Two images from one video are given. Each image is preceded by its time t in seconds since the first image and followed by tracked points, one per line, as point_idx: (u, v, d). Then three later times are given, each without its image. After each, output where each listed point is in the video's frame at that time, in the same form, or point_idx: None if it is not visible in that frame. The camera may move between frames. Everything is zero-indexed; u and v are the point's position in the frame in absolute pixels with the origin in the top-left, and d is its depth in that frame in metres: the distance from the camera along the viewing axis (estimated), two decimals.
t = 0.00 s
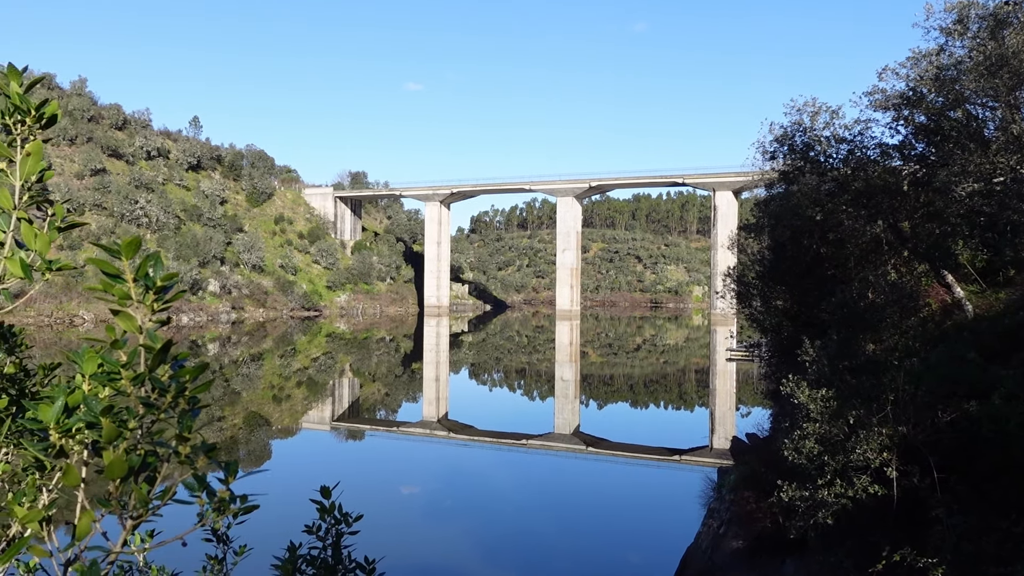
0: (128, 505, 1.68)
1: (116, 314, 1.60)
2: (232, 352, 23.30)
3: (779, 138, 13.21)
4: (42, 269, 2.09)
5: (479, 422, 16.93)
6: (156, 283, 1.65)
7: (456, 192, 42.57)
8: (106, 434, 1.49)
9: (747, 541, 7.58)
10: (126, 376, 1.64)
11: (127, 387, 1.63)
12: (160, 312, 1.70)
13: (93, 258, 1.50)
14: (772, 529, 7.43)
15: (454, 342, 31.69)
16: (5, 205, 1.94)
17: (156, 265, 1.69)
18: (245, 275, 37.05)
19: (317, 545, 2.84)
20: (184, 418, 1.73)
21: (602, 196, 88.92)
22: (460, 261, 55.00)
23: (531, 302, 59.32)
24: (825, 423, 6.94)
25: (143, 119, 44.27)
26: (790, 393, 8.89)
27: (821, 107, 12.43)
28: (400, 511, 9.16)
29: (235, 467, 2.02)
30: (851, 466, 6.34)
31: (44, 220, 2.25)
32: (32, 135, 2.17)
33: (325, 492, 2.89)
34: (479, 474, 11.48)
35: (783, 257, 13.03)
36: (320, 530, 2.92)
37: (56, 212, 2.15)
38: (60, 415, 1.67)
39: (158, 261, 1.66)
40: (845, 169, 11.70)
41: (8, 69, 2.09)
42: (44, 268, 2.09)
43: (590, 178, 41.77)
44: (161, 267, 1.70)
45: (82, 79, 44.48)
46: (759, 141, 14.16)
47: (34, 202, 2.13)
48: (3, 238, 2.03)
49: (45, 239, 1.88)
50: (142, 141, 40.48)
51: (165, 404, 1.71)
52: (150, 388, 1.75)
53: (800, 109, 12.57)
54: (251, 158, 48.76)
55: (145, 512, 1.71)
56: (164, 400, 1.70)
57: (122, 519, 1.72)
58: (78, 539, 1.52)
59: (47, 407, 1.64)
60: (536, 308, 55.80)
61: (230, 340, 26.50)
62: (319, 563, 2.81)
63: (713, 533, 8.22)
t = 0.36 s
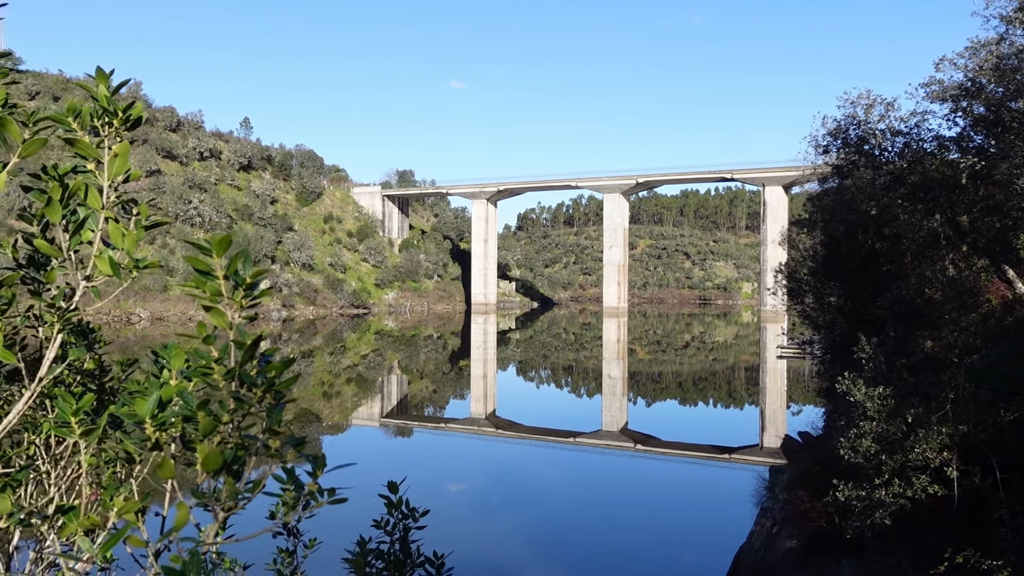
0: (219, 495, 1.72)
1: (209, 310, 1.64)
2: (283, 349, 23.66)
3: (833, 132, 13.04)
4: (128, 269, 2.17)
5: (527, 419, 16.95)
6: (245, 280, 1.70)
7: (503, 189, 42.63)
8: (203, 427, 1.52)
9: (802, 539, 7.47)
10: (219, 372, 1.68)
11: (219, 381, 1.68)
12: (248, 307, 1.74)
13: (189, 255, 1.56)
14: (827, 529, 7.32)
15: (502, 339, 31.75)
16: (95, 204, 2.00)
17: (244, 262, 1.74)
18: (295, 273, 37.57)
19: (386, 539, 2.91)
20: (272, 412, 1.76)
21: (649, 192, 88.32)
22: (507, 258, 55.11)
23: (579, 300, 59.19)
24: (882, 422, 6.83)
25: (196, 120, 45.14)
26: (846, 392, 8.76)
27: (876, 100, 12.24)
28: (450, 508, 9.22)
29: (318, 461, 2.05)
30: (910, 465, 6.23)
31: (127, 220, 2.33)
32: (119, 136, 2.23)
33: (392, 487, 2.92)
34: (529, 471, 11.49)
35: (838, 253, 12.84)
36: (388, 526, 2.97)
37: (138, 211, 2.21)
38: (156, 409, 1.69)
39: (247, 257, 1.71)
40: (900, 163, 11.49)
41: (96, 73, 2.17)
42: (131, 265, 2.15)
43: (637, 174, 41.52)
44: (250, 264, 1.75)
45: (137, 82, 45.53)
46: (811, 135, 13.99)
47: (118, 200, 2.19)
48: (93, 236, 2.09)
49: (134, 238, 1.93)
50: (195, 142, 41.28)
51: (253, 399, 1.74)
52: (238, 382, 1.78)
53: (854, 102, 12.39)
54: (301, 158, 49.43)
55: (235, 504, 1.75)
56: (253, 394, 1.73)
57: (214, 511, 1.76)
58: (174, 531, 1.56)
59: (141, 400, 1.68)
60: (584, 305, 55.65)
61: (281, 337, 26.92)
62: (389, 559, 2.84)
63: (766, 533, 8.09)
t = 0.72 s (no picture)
0: (339, 485, 1.76)
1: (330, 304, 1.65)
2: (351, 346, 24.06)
3: (907, 121, 12.73)
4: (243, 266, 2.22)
5: (592, 417, 16.84)
6: (364, 274, 1.72)
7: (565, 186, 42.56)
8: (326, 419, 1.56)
9: (879, 540, 7.29)
10: (339, 365, 1.73)
11: (340, 375, 1.72)
12: (367, 301, 1.76)
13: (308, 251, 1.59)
14: (907, 530, 7.12)
15: (566, 336, 31.69)
16: (210, 205, 2.05)
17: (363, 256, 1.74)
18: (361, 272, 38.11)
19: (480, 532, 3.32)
20: (390, 405, 1.79)
21: (714, 187, 87.18)
22: (570, 255, 55.00)
23: (642, 296, 58.73)
24: (963, 420, 6.61)
25: (264, 124, 46.18)
26: (925, 388, 8.49)
27: (953, 88, 11.90)
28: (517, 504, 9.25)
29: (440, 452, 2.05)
30: (993, 465, 6.01)
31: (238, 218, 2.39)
32: (231, 137, 2.28)
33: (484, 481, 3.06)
34: (597, 468, 11.44)
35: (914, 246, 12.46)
36: (479, 518, 3.37)
37: (252, 211, 2.26)
38: (278, 402, 1.78)
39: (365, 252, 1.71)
40: (980, 151, 11.10)
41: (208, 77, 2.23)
42: (243, 262, 2.19)
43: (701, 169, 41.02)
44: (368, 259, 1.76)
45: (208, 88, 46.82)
46: (884, 126, 13.67)
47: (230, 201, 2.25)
48: (207, 235, 2.14)
49: (247, 236, 1.95)
50: (263, 145, 42.24)
51: (373, 390, 1.78)
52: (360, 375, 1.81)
53: (929, 91, 12.06)
54: (366, 158, 50.16)
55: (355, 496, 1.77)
56: (373, 386, 1.78)
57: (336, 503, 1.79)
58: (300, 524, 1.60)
59: (265, 394, 1.76)
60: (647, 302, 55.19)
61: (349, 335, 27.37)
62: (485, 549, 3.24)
63: (842, 533, 7.89)
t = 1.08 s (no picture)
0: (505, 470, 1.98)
1: (501, 297, 2.03)
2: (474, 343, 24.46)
3: None
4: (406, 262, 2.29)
5: (716, 416, 16.50)
6: (531, 269, 2.07)
7: (686, 181, 41.91)
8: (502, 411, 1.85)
9: None
10: (514, 356, 2.09)
11: (513, 363, 2.10)
12: (532, 293, 2.11)
13: (487, 244, 1.93)
14: None
15: (688, 334, 31.20)
16: (374, 202, 2.14)
17: (532, 252, 2.09)
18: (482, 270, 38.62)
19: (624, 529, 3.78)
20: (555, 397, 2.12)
21: (843, 180, 83.95)
22: (691, 252, 54.10)
23: (767, 293, 57.14)
24: None
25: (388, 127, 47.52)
26: None
27: None
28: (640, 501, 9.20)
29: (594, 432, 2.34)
30: None
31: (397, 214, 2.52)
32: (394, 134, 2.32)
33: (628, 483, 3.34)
34: (722, 467, 11.23)
35: None
36: (625, 516, 3.83)
37: (411, 207, 2.35)
38: (450, 394, 1.99)
39: (534, 249, 2.06)
40: None
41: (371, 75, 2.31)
42: (408, 258, 2.24)
43: (828, 161, 39.58)
44: (536, 254, 2.09)
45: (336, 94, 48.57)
46: None
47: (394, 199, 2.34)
48: (374, 233, 2.19)
49: (409, 232, 2.09)
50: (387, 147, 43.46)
51: (540, 380, 2.12)
52: (526, 365, 2.12)
53: None
54: (486, 158, 50.87)
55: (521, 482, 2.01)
56: (541, 378, 2.13)
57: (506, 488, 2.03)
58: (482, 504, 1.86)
59: (438, 385, 1.97)
60: (772, 299, 53.63)
61: (472, 332, 27.86)
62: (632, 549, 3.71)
63: (989, 542, 7.47)
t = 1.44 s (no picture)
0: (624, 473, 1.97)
1: (620, 297, 2.05)
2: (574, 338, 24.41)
3: None
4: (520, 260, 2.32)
5: (823, 414, 15.97)
6: (651, 269, 2.07)
7: (791, 172, 40.72)
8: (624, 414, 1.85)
9: None
10: (634, 357, 2.10)
11: (633, 365, 2.11)
12: (651, 294, 2.12)
13: (608, 244, 1.96)
14: None
15: (794, 330, 30.30)
16: (489, 201, 2.19)
17: (651, 253, 2.09)
18: (583, 263, 38.49)
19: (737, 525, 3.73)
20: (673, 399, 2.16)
21: (962, 169, 79.87)
22: (797, 245, 52.52)
23: (879, 288, 54.95)
24: None
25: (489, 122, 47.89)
26: None
27: None
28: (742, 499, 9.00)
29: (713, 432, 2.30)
30: None
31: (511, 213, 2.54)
32: (508, 133, 2.34)
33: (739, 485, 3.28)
34: (828, 466, 10.87)
35: None
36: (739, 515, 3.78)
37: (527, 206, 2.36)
38: (567, 395, 1.99)
39: (654, 248, 2.07)
40: None
41: (487, 74, 2.33)
42: (522, 257, 2.28)
43: (945, 149, 37.74)
44: (656, 254, 2.10)
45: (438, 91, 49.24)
46: None
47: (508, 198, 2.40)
48: (486, 232, 2.24)
49: (522, 230, 2.09)
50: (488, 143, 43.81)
51: (661, 383, 2.14)
52: (645, 367, 2.13)
53: None
54: (586, 151, 50.65)
55: (642, 485, 1.99)
56: (661, 378, 2.14)
57: (628, 492, 2.01)
58: (604, 507, 1.85)
59: (556, 386, 1.98)
60: (884, 294, 51.54)
61: (572, 326, 27.79)
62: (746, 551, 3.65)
63: None
